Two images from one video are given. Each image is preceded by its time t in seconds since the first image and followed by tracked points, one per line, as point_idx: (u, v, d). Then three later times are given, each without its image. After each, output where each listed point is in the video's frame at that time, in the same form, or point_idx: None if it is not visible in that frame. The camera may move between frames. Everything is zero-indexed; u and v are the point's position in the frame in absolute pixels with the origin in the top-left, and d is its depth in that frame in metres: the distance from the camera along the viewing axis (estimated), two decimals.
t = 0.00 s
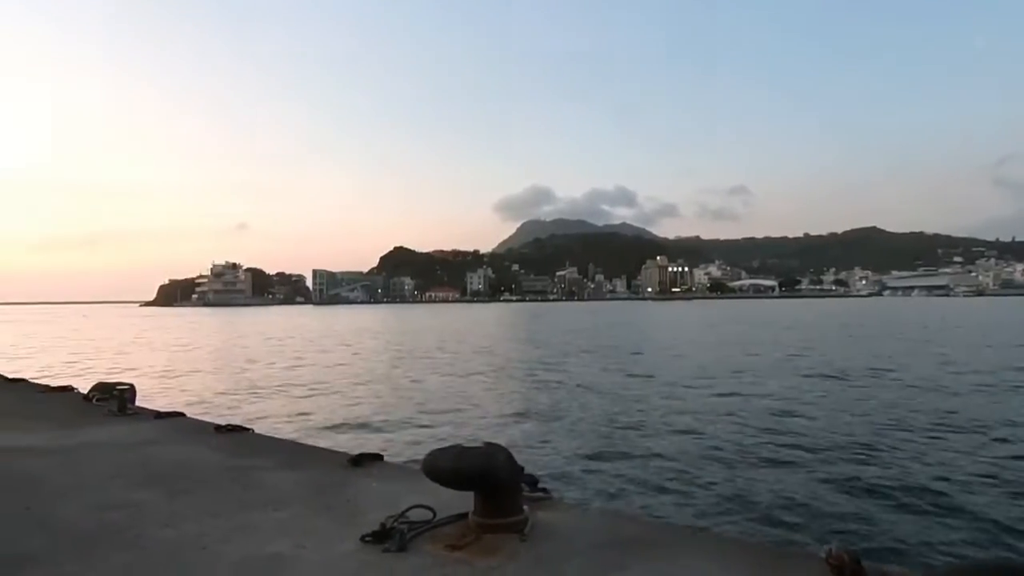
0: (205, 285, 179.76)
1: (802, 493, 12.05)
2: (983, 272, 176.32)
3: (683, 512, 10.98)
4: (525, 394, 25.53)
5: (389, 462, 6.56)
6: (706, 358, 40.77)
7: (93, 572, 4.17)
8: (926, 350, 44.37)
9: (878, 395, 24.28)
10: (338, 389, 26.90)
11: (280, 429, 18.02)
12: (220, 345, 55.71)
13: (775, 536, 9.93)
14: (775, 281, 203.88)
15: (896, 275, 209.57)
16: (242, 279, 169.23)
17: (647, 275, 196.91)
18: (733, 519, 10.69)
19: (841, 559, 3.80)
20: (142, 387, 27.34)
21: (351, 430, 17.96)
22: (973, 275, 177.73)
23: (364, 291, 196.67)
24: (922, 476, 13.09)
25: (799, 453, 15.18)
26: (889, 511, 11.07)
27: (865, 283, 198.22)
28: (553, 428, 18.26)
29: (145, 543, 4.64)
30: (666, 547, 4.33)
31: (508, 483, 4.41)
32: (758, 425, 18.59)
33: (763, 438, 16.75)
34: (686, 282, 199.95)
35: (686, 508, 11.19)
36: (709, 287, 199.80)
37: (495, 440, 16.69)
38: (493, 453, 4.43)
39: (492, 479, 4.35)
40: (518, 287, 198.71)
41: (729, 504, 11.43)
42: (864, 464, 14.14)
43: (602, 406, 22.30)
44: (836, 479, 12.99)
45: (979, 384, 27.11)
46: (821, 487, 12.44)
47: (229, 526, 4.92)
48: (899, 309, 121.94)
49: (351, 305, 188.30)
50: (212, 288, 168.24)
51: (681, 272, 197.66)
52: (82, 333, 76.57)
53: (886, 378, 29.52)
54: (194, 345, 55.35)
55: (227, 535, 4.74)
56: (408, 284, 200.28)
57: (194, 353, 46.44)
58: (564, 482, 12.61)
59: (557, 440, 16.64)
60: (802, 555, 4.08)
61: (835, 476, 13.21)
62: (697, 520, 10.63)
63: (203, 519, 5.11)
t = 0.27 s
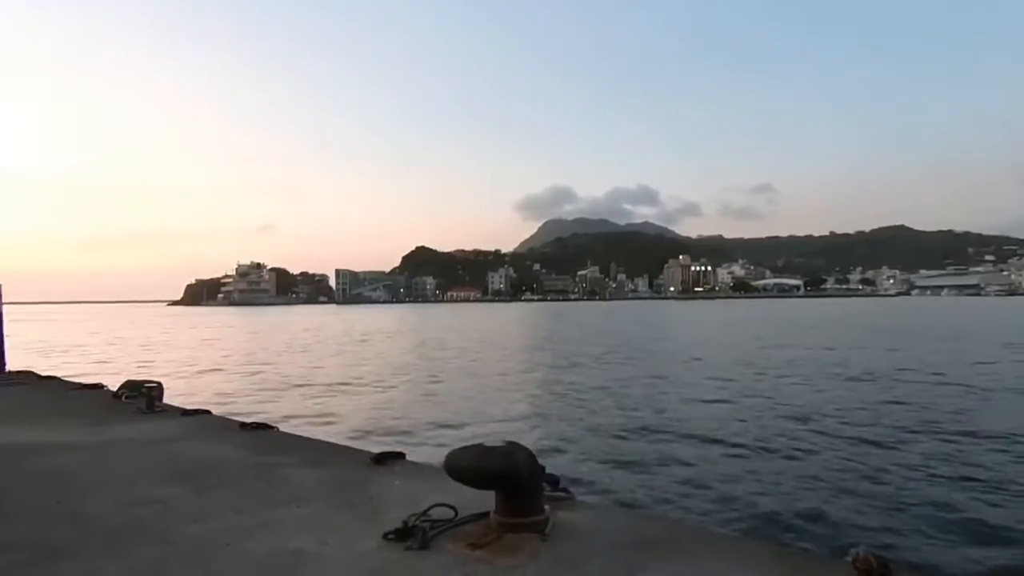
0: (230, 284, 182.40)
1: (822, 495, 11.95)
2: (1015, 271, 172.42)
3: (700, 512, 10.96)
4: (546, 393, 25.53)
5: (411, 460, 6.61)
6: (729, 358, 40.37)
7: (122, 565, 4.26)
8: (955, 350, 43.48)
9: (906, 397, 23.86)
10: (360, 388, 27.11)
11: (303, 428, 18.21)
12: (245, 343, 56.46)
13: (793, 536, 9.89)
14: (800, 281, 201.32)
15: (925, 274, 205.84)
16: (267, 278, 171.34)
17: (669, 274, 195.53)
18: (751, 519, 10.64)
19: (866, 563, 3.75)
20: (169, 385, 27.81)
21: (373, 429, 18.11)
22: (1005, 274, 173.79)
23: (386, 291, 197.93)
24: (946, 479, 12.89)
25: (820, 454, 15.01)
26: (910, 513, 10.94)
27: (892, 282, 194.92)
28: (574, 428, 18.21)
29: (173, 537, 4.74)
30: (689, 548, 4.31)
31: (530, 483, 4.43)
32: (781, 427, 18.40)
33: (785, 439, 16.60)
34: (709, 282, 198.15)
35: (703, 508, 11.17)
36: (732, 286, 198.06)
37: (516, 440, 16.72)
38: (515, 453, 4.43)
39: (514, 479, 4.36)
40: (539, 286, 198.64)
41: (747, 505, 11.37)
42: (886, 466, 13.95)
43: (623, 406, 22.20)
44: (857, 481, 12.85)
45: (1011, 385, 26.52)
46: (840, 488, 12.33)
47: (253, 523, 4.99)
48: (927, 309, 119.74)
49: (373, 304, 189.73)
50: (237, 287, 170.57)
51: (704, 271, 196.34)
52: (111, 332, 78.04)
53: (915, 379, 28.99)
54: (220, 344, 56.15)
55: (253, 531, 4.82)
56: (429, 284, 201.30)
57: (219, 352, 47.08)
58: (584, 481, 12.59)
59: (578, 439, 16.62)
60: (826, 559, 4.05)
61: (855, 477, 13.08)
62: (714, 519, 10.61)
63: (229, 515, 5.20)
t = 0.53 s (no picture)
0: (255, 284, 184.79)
1: (843, 496, 11.81)
2: None
3: (719, 512, 10.90)
4: (566, 393, 25.46)
5: (431, 459, 6.64)
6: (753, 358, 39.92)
7: (151, 560, 4.34)
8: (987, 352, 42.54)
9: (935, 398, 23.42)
10: (382, 387, 27.26)
11: (326, 426, 18.37)
12: (268, 343, 57.11)
13: (812, 537, 9.81)
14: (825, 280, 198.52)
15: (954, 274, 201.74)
16: (290, 278, 173.19)
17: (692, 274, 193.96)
18: (770, 520, 10.57)
19: (893, 566, 3.72)
20: (195, 383, 28.23)
21: (394, 428, 18.20)
22: None
23: (408, 291, 198.97)
24: (972, 483, 12.67)
25: (843, 456, 14.83)
26: (933, 517, 10.78)
27: (920, 282, 191.37)
28: (596, 428, 18.13)
29: (200, 533, 4.82)
30: (713, 549, 4.27)
31: (551, 483, 4.43)
32: (805, 428, 18.17)
33: (807, 441, 16.41)
34: (732, 281, 196.29)
35: (722, 508, 11.10)
36: (755, 285, 195.89)
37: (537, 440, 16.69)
38: (537, 453, 4.44)
39: (536, 478, 4.37)
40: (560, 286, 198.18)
41: (766, 505, 11.29)
42: (911, 468, 13.75)
43: (645, 406, 22.08)
44: (880, 482, 12.68)
45: None
46: (862, 490, 12.18)
47: (277, 519, 5.05)
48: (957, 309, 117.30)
49: (395, 304, 190.79)
50: (261, 287, 172.77)
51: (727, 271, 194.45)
52: (139, 331, 79.41)
53: (945, 380, 28.43)
54: (245, 343, 56.91)
55: (277, 527, 4.88)
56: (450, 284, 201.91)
57: (243, 351, 47.67)
58: (605, 481, 12.54)
59: (599, 440, 16.55)
60: (852, 561, 4.01)
61: (878, 479, 12.92)
62: (732, 520, 10.55)
63: (254, 512, 5.26)
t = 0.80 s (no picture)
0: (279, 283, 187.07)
1: (866, 498, 11.66)
2: None
3: (738, 513, 10.82)
4: (588, 393, 25.39)
5: (453, 458, 6.68)
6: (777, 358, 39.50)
7: (179, 555, 4.42)
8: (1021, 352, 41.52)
9: (966, 400, 22.94)
10: (404, 386, 27.42)
11: (350, 425, 18.54)
12: (293, 342, 57.75)
13: (832, 539, 9.70)
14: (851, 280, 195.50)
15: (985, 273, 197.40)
16: (313, 278, 175.00)
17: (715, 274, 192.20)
18: (789, 521, 10.48)
19: (920, 569, 3.65)
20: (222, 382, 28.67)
21: (417, 427, 18.30)
22: None
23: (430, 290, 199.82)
24: (998, 485, 12.43)
25: (867, 457, 14.63)
26: (958, 519, 10.60)
27: (951, 281, 187.56)
28: (618, 428, 18.09)
29: (227, 529, 4.90)
30: (734, 551, 4.24)
31: (572, 483, 4.42)
32: (829, 429, 17.94)
33: (830, 442, 16.21)
34: (756, 281, 194.43)
35: (741, 509, 11.02)
36: (780, 285, 193.54)
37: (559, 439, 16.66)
38: (557, 452, 4.44)
39: (557, 478, 4.37)
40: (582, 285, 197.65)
41: (785, 507, 11.19)
42: (936, 470, 13.51)
43: (667, 406, 21.93)
44: (903, 485, 12.50)
45: None
46: (884, 492, 12.02)
47: (302, 516, 5.11)
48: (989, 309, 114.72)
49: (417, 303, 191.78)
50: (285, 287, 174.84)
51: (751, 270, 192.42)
52: (166, 331, 80.73)
53: (977, 381, 27.83)
54: (269, 343, 57.64)
55: (301, 525, 4.93)
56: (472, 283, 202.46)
57: (268, 350, 48.28)
58: (626, 481, 12.49)
59: (621, 440, 16.48)
60: (879, 565, 3.94)
61: (901, 481, 12.72)
62: (750, 521, 10.48)
63: (280, 509, 5.33)
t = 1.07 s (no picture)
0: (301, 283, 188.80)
1: (888, 500, 11.52)
2: None
3: (758, 514, 10.75)
4: (609, 393, 25.27)
5: (474, 457, 6.69)
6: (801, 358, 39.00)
7: (206, 550, 4.49)
8: None
9: (997, 401, 22.46)
10: (425, 386, 27.54)
11: (371, 424, 18.64)
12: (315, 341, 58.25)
13: (853, 540, 9.60)
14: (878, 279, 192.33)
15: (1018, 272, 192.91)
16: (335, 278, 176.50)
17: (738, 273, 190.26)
18: (809, 522, 10.39)
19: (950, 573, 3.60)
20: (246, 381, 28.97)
21: (438, 426, 18.37)
22: None
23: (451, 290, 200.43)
24: None
25: (892, 459, 14.43)
26: (984, 521, 10.43)
27: (981, 280, 183.75)
28: (640, 428, 18.00)
29: (252, 526, 4.96)
30: (758, 552, 4.21)
31: (594, 483, 4.41)
32: (852, 430, 17.72)
33: (854, 443, 16.00)
34: (780, 281, 192.11)
35: (760, 510, 10.96)
36: (805, 284, 191.02)
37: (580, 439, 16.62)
38: (579, 452, 4.43)
39: (578, 478, 4.36)
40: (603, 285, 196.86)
41: (806, 509, 11.09)
42: (962, 472, 13.31)
43: (689, 407, 21.77)
44: (928, 487, 12.32)
45: None
46: (907, 494, 11.87)
47: (325, 514, 5.16)
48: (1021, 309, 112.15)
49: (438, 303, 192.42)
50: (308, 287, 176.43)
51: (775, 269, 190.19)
52: (190, 330, 81.84)
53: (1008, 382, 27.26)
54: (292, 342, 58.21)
55: (324, 522, 4.98)
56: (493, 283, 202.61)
57: (291, 349, 48.77)
58: (648, 482, 12.42)
59: (643, 440, 16.39)
60: (907, 569, 3.89)
61: (925, 483, 12.55)
62: (771, 522, 10.41)
63: (304, 506, 5.39)
